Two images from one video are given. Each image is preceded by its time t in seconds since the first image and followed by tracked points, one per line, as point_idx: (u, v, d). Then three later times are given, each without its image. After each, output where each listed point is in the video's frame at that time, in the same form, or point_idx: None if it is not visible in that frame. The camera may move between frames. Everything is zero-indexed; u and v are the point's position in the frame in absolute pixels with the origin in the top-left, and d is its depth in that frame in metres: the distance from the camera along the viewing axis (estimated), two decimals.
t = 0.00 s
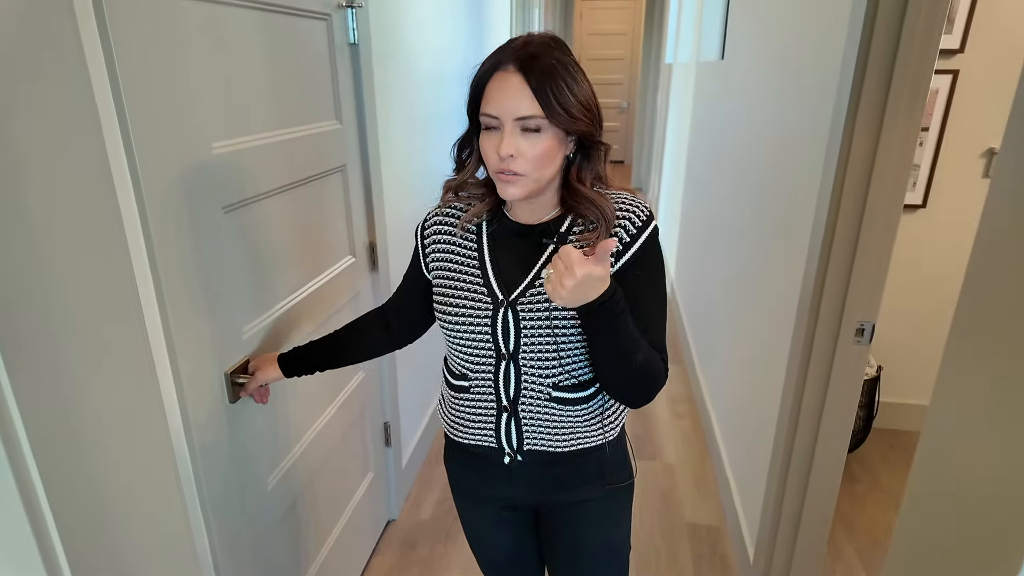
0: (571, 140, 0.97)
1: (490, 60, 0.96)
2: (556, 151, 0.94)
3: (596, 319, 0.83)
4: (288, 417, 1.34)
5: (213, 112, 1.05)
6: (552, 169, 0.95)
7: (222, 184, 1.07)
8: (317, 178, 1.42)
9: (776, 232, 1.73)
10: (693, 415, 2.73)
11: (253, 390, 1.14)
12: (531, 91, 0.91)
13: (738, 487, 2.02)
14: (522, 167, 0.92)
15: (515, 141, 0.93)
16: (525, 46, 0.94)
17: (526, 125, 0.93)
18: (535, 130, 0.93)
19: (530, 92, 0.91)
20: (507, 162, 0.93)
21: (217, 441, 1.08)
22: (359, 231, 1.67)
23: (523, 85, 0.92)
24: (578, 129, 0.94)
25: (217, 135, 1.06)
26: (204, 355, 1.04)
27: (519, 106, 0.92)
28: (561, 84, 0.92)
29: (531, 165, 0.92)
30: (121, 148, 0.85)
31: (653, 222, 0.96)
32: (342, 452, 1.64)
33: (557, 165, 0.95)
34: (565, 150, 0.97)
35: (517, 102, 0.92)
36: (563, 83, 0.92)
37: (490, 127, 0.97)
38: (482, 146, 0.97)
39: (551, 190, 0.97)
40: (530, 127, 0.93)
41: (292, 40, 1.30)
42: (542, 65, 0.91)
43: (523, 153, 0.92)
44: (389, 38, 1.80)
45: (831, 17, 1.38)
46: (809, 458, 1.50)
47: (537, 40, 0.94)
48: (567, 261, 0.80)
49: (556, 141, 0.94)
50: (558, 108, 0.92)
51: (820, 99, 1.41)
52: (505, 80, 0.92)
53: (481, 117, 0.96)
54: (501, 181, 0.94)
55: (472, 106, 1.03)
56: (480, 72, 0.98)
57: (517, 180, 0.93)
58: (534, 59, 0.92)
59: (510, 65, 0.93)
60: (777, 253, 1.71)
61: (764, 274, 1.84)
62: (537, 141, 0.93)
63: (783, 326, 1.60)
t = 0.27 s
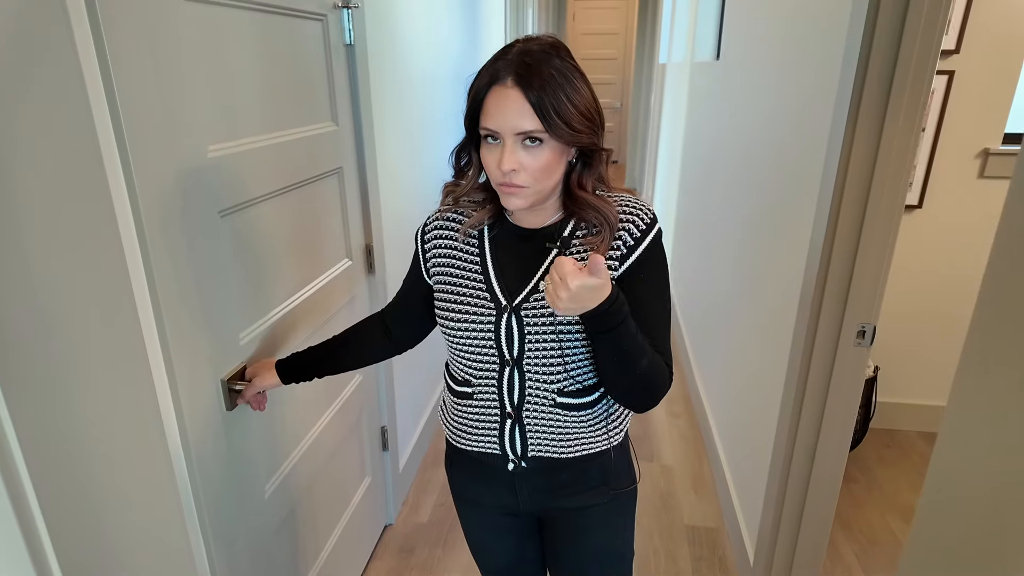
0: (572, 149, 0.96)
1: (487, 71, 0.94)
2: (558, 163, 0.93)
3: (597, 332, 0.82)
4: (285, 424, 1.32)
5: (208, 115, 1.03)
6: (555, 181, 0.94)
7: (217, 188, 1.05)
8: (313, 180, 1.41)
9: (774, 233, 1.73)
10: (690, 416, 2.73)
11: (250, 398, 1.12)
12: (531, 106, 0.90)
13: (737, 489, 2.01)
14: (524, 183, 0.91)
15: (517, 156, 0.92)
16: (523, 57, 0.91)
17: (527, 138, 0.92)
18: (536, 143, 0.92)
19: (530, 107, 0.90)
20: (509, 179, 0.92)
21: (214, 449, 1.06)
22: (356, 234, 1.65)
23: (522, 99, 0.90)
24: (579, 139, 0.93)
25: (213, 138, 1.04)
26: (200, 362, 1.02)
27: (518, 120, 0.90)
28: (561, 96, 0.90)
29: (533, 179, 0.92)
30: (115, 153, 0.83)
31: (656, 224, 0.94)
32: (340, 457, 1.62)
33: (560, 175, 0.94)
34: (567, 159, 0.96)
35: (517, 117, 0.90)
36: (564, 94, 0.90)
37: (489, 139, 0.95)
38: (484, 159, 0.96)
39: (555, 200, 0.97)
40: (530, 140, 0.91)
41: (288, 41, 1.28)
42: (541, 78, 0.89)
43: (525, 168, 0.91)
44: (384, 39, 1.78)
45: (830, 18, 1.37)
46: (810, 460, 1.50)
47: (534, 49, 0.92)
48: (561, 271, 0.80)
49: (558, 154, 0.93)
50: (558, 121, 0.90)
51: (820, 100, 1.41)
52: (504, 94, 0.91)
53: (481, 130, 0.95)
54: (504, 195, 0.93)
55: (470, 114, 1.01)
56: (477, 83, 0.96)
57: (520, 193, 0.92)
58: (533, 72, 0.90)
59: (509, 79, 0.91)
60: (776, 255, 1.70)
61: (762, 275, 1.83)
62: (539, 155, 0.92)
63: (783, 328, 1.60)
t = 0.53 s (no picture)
0: (575, 141, 0.95)
1: (481, 76, 0.95)
2: (560, 153, 0.92)
3: (623, 324, 0.81)
4: (287, 427, 1.30)
5: (210, 115, 1.01)
6: (558, 172, 0.92)
7: (220, 189, 1.04)
8: (315, 182, 1.39)
9: (778, 234, 1.72)
10: (691, 417, 2.72)
11: (253, 402, 1.11)
12: (524, 99, 0.89)
13: (740, 490, 2.01)
14: (526, 176, 0.90)
15: (516, 150, 0.91)
16: (514, 55, 0.92)
17: (525, 131, 0.91)
18: (535, 136, 0.91)
19: (523, 99, 0.89)
20: (511, 173, 0.91)
21: (216, 455, 1.05)
22: (357, 235, 1.64)
23: (515, 92, 0.90)
24: (580, 129, 0.92)
25: (215, 138, 1.03)
26: (202, 366, 1.01)
27: (514, 113, 0.90)
28: (555, 87, 0.89)
29: (535, 172, 0.90)
30: (117, 155, 0.82)
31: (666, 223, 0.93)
32: (341, 460, 1.61)
33: (564, 168, 0.93)
34: (570, 152, 0.94)
35: (511, 111, 0.90)
36: (557, 85, 0.90)
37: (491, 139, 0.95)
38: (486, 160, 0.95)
39: (561, 193, 0.95)
40: (528, 134, 0.90)
41: (290, 41, 1.27)
42: (532, 71, 0.89)
43: (526, 161, 0.90)
44: (385, 38, 1.77)
45: (835, 17, 1.36)
46: (815, 462, 1.49)
47: (525, 48, 0.92)
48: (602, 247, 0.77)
49: (558, 144, 0.92)
50: (553, 112, 0.89)
51: (825, 100, 1.40)
52: (497, 93, 0.91)
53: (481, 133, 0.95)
54: (509, 191, 0.92)
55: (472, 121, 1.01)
56: (475, 90, 0.97)
57: (526, 188, 0.91)
58: (524, 68, 0.90)
59: (501, 78, 0.91)
60: (779, 255, 1.70)
61: (765, 276, 1.83)
62: (538, 147, 0.91)
63: (787, 329, 1.59)
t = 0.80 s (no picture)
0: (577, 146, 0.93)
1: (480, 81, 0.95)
2: (558, 158, 0.91)
3: (658, 317, 0.79)
4: (288, 430, 1.30)
5: (211, 117, 1.01)
6: (557, 177, 0.91)
7: (220, 191, 1.03)
8: (316, 183, 1.39)
9: (781, 234, 1.71)
10: (692, 418, 2.72)
11: (255, 405, 1.10)
12: (517, 105, 0.89)
13: (742, 491, 2.00)
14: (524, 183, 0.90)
15: (512, 157, 0.90)
16: (510, 59, 0.91)
17: (520, 137, 0.90)
18: (531, 141, 0.90)
19: (515, 106, 0.89)
20: (509, 180, 0.91)
21: (218, 458, 1.04)
22: (358, 237, 1.64)
23: (509, 100, 0.89)
24: (578, 134, 0.90)
25: (216, 140, 1.02)
26: (203, 370, 1.00)
27: (509, 122, 0.89)
28: (548, 91, 0.88)
29: (532, 179, 0.90)
30: (118, 158, 0.81)
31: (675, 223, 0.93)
32: (342, 463, 1.60)
33: (565, 174, 0.92)
34: (571, 157, 0.93)
35: (505, 118, 0.89)
36: (551, 89, 0.88)
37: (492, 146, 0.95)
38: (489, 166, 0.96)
39: (564, 197, 0.94)
40: (524, 140, 0.90)
41: (291, 42, 1.26)
42: (525, 76, 0.88)
43: (523, 168, 0.90)
44: (386, 39, 1.76)
45: (838, 17, 1.36)
46: (818, 464, 1.49)
47: (522, 52, 0.91)
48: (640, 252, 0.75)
49: (555, 149, 0.91)
50: (548, 119, 0.88)
51: (828, 100, 1.39)
52: (491, 100, 0.91)
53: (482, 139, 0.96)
54: (512, 199, 0.92)
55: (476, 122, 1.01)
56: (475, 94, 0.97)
57: (527, 197, 0.91)
58: (517, 73, 0.89)
59: (495, 83, 0.91)
60: (782, 256, 1.69)
61: (768, 277, 1.82)
62: (535, 153, 0.90)
63: (790, 330, 1.59)
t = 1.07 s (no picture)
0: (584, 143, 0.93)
1: (491, 70, 0.93)
2: (568, 154, 0.91)
3: (642, 336, 0.80)
4: (284, 432, 1.29)
5: (206, 116, 1.00)
6: (566, 173, 0.91)
7: (216, 191, 1.02)
8: (312, 182, 1.38)
9: (779, 234, 1.71)
10: (691, 418, 2.71)
11: (250, 406, 1.09)
12: (532, 96, 0.88)
13: (741, 492, 2.00)
14: (533, 175, 0.89)
15: (523, 149, 0.90)
16: (524, 50, 0.90)
17: (532, 130, 0.90)
18: (542, 135, 0.90)
19: (531, 97, 0.88)
20: (517, 172, 0.90)
21: (213, 461, 1.03)
22: (355, 237, 1.63)
23: (524, 90, 0.88)
24: (588, 130, 0.90)
25: (210, 140, 1.01)
26: (197, 371, 0.99)
27: (523, 113, 0.88)
28: (564, 86, 0.88)
29: (542, 172, 0.89)
30: (111, 157, 0.81)
31: (675, 227, 0.92)
32: (339, 464, 1.59)
33: (572, 171, 0.92)
34: (579, 154, 0.93)
35: (519, 109, 0.88)
36: (567, 84, 0.88)
37: (498, 139, 0.94)
38: (493, 158, 0.94)
39: (568, 194, 0.94)
40: (536, 133, 0.89)
41: (287, 41, 1.25)
42: (542, 68, 0.88)
43: (533, 160, 0.89)
44: (383, 38, 1.76)
45: (838, 15, 1.35)
46: (817, 464, 1.48)
47: (537, 44, 0.90)
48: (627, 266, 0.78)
49: (566, 144, 0.91)
50: (564, 112, 0.88)
51: (827, 99, 1.39)
52: (505, 89, 0.90)
53: (488, 130, 0.94)
54: (515, 193, 0.91)
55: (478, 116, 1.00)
56: (483, 84, 0.95)
57: (532, 190, 0.90)
58: (534, 64, 0.88)
59: (509, 73, 0.90)
60: (781, 256, 1.68)
61: (767, 277, 1.82)
62: (545, 147, 0.90)
63: (789, 329, 1.58)
